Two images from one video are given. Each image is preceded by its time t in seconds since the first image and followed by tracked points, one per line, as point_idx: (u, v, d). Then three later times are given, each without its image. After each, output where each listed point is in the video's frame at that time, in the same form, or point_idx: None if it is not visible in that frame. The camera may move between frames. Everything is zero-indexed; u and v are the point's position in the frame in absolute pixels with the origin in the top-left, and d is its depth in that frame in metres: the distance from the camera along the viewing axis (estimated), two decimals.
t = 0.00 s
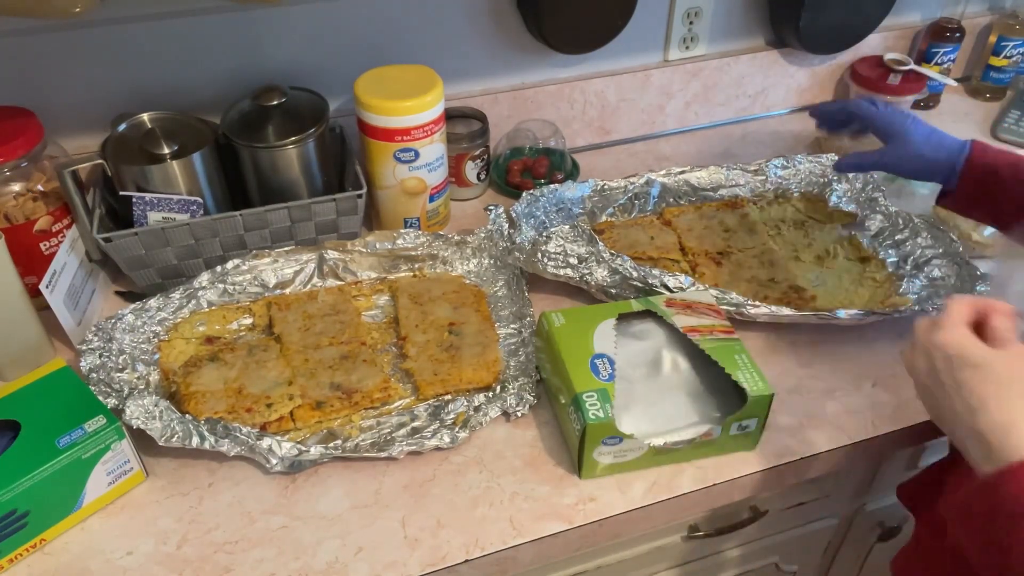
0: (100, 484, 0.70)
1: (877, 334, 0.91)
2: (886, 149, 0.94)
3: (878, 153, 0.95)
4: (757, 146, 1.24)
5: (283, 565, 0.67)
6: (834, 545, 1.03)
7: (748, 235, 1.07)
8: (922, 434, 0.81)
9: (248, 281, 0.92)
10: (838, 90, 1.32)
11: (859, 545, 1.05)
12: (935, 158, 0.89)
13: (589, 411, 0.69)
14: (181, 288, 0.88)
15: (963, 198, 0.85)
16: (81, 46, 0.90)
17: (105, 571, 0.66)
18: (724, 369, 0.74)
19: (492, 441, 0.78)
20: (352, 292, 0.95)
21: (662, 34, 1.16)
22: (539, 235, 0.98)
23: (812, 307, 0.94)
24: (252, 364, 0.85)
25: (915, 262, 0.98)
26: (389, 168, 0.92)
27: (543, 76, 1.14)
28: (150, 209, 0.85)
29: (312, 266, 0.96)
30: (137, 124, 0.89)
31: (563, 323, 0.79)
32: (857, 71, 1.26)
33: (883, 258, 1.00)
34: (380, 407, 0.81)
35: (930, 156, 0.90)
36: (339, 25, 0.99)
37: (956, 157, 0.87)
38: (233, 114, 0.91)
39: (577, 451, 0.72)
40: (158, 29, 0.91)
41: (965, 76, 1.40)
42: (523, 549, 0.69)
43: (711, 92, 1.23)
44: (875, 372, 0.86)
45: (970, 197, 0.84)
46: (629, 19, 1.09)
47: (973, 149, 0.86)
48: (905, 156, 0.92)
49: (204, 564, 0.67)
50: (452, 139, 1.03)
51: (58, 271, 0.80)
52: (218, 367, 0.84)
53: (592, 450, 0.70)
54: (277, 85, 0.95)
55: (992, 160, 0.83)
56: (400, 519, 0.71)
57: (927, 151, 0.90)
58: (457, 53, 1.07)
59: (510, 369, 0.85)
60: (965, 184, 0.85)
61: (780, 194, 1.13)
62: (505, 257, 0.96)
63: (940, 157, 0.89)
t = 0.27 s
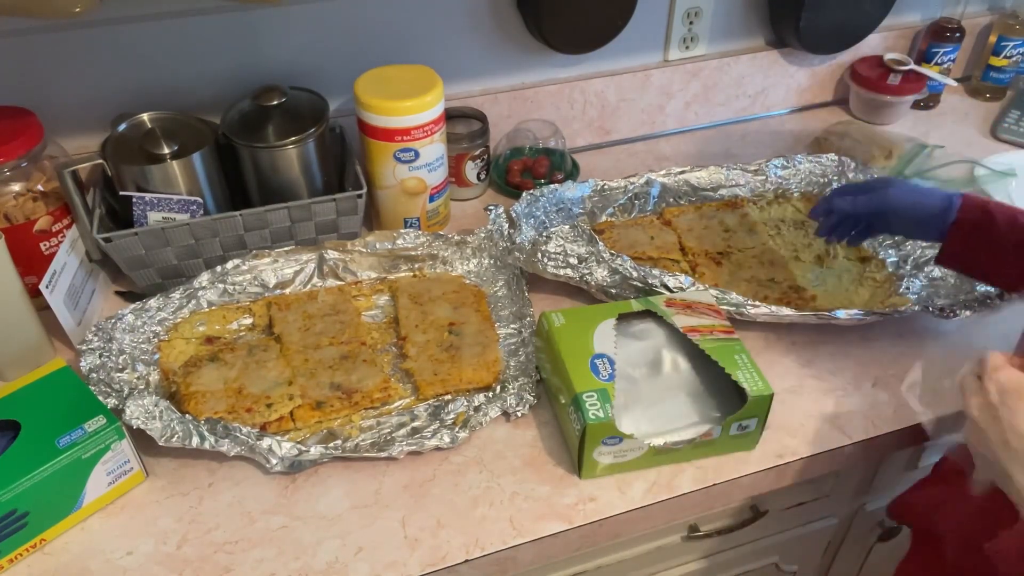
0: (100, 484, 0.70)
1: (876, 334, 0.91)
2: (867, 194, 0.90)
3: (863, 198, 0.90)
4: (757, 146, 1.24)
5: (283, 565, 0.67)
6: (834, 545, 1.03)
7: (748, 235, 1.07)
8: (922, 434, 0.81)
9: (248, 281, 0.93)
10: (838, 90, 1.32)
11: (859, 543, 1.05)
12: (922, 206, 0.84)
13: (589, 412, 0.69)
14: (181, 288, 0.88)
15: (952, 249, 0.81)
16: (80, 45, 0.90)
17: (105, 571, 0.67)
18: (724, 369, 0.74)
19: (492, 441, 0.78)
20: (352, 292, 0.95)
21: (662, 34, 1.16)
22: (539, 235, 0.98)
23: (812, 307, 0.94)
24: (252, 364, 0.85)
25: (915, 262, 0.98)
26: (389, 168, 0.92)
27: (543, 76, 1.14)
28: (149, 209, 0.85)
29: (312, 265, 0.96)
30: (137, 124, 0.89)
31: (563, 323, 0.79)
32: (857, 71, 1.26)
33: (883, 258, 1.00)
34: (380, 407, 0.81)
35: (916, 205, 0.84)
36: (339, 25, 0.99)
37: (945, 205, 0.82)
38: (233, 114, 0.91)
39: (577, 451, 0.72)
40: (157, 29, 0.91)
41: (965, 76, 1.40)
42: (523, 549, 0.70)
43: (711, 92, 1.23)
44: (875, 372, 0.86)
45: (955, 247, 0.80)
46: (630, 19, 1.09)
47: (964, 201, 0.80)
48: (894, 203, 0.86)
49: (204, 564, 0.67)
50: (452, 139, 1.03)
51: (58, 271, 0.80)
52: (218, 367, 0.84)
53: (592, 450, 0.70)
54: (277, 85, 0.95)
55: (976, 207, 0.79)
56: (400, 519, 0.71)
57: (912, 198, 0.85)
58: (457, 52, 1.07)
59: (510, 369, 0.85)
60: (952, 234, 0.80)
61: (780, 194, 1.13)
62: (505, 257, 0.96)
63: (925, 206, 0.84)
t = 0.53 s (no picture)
0: (100, 484, 0.70)
1: (876, 333, 0.91)
2: (850, 208, 0.93)
3: (846, 213, 0.93)
4: (757, 146, 1.24)
5: (283, 565, 0.67)
6: (834, 545, 1.03)
7: (748, 235, 1.07)
8: (922, 434, 0.81)
9: (248, 281, 0.92)
10: (838, 90, 1.32)
11: (860, 543, 1.05)
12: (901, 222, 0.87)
13: (590, 412, 0.69)
14: (181, 288, 0.88)
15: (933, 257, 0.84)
16: (80, 45, 0.90)
17: (105, 571, 0.67)
18: (724, 369, 0.74)
19: (492, 441, 0.78)
20: (352, 292, 0.95)
21: (662, 34, 1.16)
22: (539, 235, 0.98)
23: (813, 307, 0.94)
24: (252, 364, 0.85)
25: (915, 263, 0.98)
26: (389, 168, 0.92)
27: (543, 76, 1.14)
28: (149, 209, 0.85)
29: (312, 265, 0.96)
30: (137, 124, 0.89)
31: (563, 323, 0.79)
32: (857, 71, 1.26)
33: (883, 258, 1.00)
34: (380, 407, 0.81)
35: (896, 217, 0.88)
36: (339, 25, 0.99)
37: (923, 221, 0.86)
38: (233, 114, 0.91)
39: (577, 451, 0.72)
40: (157, 29, 0.91)
41: (965, 76, 1.40)
42: (523, 549, 0.70)
43: (711, 92, 1.23)
44: (875, 372, 0.86)
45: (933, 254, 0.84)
46: (629, 19, 1.09)
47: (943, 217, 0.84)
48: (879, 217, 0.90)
49: (204, 564, 0.67)
50: (452, 139, 1.03)
51: (58, 271, 0.80)
52: (218, 367, 0.84)
53: (592, 450, 0.70)
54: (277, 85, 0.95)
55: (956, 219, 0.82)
56: (400, 519, 0.71)
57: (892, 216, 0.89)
58: (457, 53, 1.07)
59: (510, 369, 0.85)
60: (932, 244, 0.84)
61: (780, 194, 1.13)
62: (505, 257, 0.96)
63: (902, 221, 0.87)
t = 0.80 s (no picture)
0: (100, 484, 0.70)
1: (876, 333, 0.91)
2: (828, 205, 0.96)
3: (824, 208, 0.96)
4: (757, 146, 1.24)
5: (283, 565, 0.67)
6: (834, 545, 1.03)
7: (748, 235, 1.07)
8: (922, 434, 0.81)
9: (248, 281, 0.92)
10: (838, 90, 1.32)
11: (859, 543, 1.05)
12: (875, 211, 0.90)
13: (589, 412, 0.69)
14: (181, 289, 0.88)
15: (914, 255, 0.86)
16: (80, 45, 0.90)
17: (105, 571, 0.67)
18: (724, 369, 0.74)
19: (492, 441, 0.78)
20: (352, 292, 0.95)
21: (662, 34, 1.16)
22: (539, 235, 0.98)
23: (813, 307, 0.94)
24: (252, 364, 0.85)
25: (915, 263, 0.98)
26: (389, 168, 0.92)
27: (543, 76, 1.14)
28: (150, 209, 0.85)
29: (312, 265, 0.96)
30: (137, 124, 0.89)
31: (563, 323, 0.79)
32: (857, 71, 1.26)
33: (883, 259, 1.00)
34: (380, 407, 0.81)
35: (868, 207, 0.91)
36: (339, 25, 0.99)
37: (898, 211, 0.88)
38: (233, 114, 0.91)
39: (577, 451, 0.72)
40: (157, 29, 0.91)
41: (965, 76, 1.40)
42: (523, 549, 0.70)
43: (711, 92, 1.23)
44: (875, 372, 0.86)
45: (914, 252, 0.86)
46: (629, 19, 1.09)
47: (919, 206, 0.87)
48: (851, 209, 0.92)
49: (204, 564, 0.67)
50: (452, 139, 1.03)
51: (58, 271, 0.80)
52: (218, 367, 0.84)
53: (592, 450, 0.70)
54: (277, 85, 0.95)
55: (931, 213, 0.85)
56: (400, 519, 0.71)
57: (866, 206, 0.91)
58: (457, 53, 1.07)
59: (510, 369, 0.85)
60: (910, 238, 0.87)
61: (780, 194, 1.13)
62: (505, 257, 0.96)
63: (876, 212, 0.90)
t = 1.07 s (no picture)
0: (100, 484, 0.70)
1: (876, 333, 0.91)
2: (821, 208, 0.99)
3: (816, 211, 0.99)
4: (757, 146, 1.24)
5: (283, 565, 0.67)
6: (834, 545, 1.03)
7: (748, 235, 1.07)
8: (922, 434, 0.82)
9: (248, 281, 0.92)
10: (838, 90, 1.32)
11: (859, 543, 1.05)
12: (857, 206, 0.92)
13: (590, 412, 0.69)
14: (181, 288, 0.88)
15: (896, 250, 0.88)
16: (80, 45, 0.90)
17: (105, 571, 0.67)
18: (724, 369, 0.74)
19: (492, 441, 0.78)
20: (352, 292, 0.95)
21: (662, 34, 1.16)
22: (539, 235, 0.98)
23: (812, 307, 0.94)
24: (252, 364, 0.85)
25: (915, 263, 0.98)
26: (389, 168, 0.92)
27: (543, 76, 1.14)
28: (150, 209, 0.85)
29: (312, 265, 0.96)
30: (137, 124, 0.89)
31: (563, 323, 0.79)
32: (857, 71, 1.26)
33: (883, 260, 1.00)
34: (380, 407, 0.82)
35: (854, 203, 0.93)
36: (339, 25, 0.99)
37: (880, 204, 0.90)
38: (233, 114, 0.91)
39: (577, 450, 0.72)
40: (157, 29, 0.91)
41: (965, 76, 1.40)
42: (522, 549, 0.70)
43: (711, 91, 1.23)
44: (875, 372, 0.86)
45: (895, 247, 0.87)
46: (629, 19, 1.09)
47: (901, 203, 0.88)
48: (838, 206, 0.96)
49: (204, 564, 0.67)
50: (452, 139, 1.03)
51: (58, 271, 0.80)
52: (218, 367, 0.84)
53: (592, 450, 0.70)
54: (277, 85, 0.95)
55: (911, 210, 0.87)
56: (400, 519, 0.71)
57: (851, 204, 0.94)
58: (457, 53, 1.07)
59: (510, 369, 0.85)
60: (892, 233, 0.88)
61: (780, 194, 1.13)
62: (505, 257, 0.96)
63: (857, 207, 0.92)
